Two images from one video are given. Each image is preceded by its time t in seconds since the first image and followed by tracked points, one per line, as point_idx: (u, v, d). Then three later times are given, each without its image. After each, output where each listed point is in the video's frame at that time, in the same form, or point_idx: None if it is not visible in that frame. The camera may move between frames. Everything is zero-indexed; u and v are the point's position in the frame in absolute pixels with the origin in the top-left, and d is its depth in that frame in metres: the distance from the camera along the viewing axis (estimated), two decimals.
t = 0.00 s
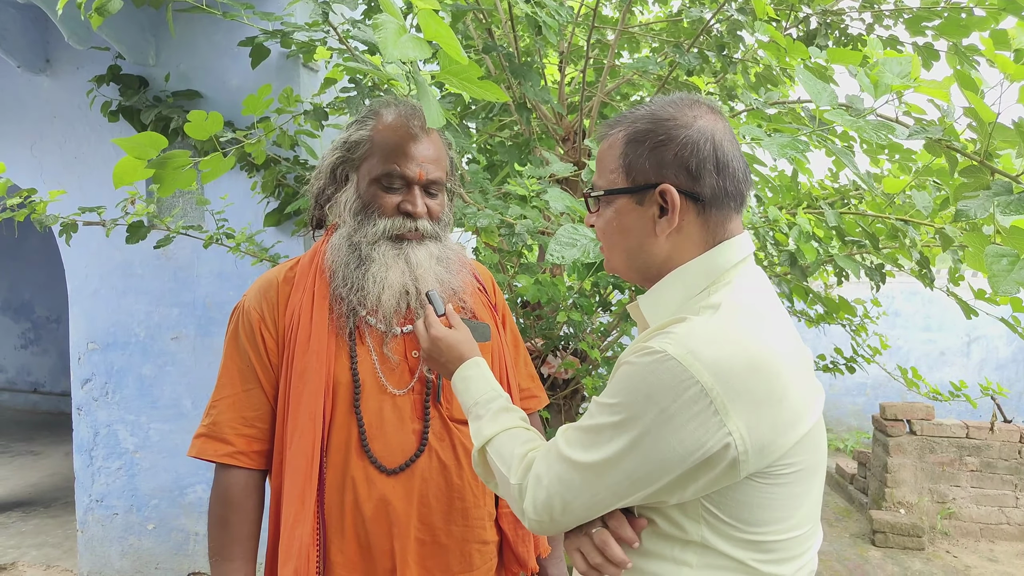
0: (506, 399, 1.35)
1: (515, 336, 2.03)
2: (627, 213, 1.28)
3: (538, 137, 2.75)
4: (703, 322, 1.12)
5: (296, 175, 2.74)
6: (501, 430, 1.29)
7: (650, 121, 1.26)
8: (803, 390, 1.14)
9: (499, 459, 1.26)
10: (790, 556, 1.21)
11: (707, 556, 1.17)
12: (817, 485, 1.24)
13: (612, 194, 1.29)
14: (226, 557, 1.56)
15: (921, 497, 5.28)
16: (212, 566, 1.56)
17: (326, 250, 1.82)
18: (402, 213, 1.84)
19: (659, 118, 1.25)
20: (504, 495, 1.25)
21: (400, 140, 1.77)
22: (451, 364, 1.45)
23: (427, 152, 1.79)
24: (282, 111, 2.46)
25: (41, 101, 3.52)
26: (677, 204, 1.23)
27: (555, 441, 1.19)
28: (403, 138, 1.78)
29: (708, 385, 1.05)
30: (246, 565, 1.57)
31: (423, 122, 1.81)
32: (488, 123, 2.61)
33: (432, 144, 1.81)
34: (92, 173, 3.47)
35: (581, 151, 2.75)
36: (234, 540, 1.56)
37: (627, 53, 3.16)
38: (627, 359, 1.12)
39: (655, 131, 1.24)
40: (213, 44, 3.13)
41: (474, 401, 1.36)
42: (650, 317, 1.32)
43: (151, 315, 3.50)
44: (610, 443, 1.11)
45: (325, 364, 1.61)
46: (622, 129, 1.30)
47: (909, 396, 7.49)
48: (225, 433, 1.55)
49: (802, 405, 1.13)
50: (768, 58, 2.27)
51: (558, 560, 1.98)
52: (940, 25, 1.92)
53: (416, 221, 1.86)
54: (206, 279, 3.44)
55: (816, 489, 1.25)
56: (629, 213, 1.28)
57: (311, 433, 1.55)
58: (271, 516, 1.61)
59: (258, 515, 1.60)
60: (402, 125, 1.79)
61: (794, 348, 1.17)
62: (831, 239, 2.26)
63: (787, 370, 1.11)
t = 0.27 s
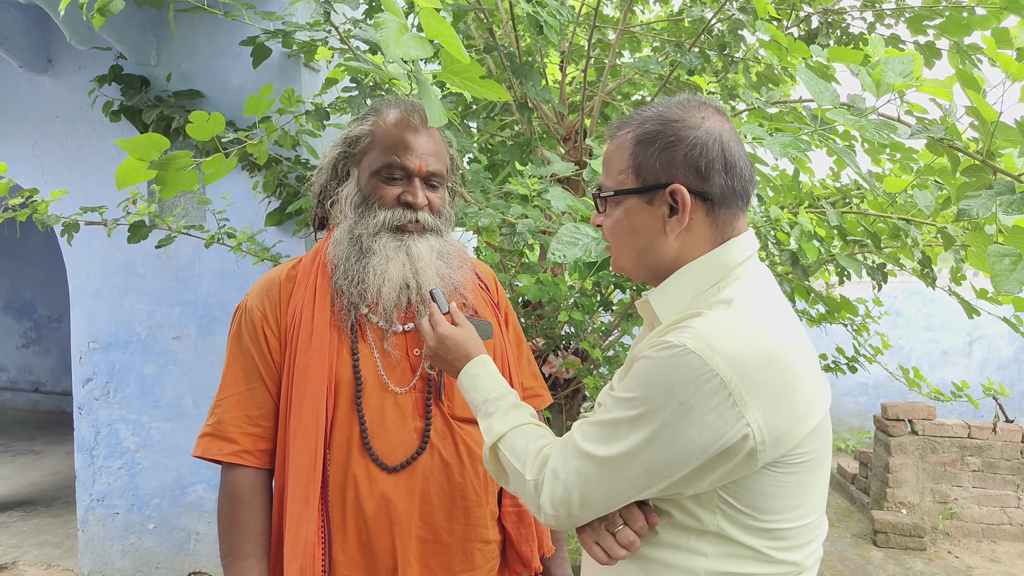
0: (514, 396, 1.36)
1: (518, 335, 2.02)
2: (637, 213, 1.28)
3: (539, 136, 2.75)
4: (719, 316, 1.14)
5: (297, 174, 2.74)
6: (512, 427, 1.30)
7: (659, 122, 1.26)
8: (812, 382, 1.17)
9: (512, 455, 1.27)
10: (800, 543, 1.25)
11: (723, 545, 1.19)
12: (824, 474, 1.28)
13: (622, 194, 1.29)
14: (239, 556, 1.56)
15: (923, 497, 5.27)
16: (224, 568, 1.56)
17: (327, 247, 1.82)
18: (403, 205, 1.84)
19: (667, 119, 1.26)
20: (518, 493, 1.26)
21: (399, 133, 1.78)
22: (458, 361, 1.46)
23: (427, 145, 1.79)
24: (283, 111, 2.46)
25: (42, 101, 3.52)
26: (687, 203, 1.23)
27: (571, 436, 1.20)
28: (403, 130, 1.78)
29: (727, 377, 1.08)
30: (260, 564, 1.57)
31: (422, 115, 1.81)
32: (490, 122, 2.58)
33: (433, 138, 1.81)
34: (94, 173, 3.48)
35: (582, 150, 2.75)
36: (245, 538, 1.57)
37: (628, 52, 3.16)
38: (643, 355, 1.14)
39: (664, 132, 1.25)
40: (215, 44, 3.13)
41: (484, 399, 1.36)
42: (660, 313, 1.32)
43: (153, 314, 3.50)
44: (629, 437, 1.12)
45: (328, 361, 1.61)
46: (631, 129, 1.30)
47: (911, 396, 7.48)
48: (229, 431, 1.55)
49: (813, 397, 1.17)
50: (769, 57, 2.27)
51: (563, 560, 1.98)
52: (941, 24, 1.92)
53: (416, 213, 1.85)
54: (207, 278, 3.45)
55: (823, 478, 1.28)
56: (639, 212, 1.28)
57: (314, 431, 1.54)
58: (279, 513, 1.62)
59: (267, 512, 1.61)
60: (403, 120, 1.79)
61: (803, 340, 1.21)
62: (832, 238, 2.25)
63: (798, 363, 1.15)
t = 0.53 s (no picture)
0: (519, 389, 1.36)
1: (521, 332, 2.02)
2: (644, 212, 1.28)
3: (540, 136, 2.75)
4: (727, 313, 1.15)
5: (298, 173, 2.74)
6: (517, 420, 1.29)
7: (667, 123, 1.26)
8: (817, 378, 1.19)
9: (518, 448, 1.26)
10: (804, 537, 1.26)
11: (728, 538, 1.20)
12: (828, 469, 1.29)
13: (629, 193, 1.29)
14: (238, 556, 1.55)
15: (924, 498, 5.26)
16: (223, 566, 1.55)
17: (329, 241, 1.82)
18: (403, 193, 1.84)
19: (675, 120, 1.26)
20: (524, 486, 1.26)
21: (399, 123, 1.78)
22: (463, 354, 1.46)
23: (426, 135, 1.80)
24: (284, 111, 2.46)
25: (44, 100, 3.52)
26: (695, 204, 1.24)
27: (576, 430, 1.20)
28: (402, 120, 1.79)
29: (735, 373, 1.09)
30: (259, 564, 1.57)
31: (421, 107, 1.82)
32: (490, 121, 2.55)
33: (432, 129, 1.82)
34: (95, 172, 3.48)
35: (583, 149, 2.74)
36: (246, 538, 1.56)
37: (629, 52, 3.16)
38: (651, 350, 1.14)
39: (672, 133, 1.25)
40: (216, 44, 3.13)
41: (489, 391, 1.36)
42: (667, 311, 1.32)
43: (153, 313, 3.50)
44: (636, 431, 1.13)
45: (330, 357, 1.61)
46: (638, 130, 1.30)
47: (912, 396, 7.47)
48: (231, 429, 1.54)
49: (819, 392, 1.18)
50: (771, 56, 2.27)
51: (566, 558, 1.98)
52: (943, 24, 1.92)
53: (416, 201, 1.85)
54: (208, 278, 3.45)
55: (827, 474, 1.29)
56: (646, 212, 1.28)
57: (317, 428, 1.54)
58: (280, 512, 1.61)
59: (268, 511, 1.60)
60: (402, 111, 1.80)
61: (807, 338, 1.22)
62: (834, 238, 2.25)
63: (803, 360, 1.16)
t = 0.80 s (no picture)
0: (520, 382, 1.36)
1: (521, 331, 2.02)
2: (646, 211, 1.28)
3: (540, 135, 2.75)
4: (726, 309, 1.15)
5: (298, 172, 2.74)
6: (518, 413, 1.29)
7: (669, 123, 1.26)
8: (815, 375, 1.19)
9: (518, 441, 1.26)
10: (800, 532, 1.26)
11: (725, 533, 1.20)
12: (825, 465, 1.29)
13: (631, 192, 1.29)
14: (237, 556, 1.55)
15: (924, 497, 5.27)
16: (221, 566, 1.55)
17: (331, 241, 1.81)
18: (408, 197, 1.83)
19: (677, 120, 1.25)
20: (524, 482, 1.26)
21: (402, 126, 1.77)
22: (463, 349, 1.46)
23: (428, 137, 1.79)
24: (284, 109, 2.45)
25: (43, 99, 3.52)
26: (696, 204, 1.24)
27: (576, 424, 1.20)
28: (405, 122, 1.78)
29: (734, 368, 1.09)
30: (256, 564, 1.56)
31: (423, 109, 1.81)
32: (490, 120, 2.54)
33: (435, 131, 1.81)
34: (95, 171, 3.48)
35: (584, 148, 2.74)
36: (245, 537, 1.56)
37: (629, 51, 3.16)
38: (651, 346, 1.14)
39: (674, 133, 1.25)
40: (215, 42, 3.12)
41: (489, 384, 1.36)
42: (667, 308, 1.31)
43: (153, 312, 3.50)
44: (635, 426, 1.13)
45: (332, 356, 1.60)
46: (640, 129, 1.30)
47: (912, 395, 7.48)
48: (231, 428, 1.54)
49: (818, 390, 1.18)
50: (772, 55, 2.27)
51: (568, 557, 1.98)
52: (944, 23, 1.91)
53: (421, 205, 1.85)
54: (208, 277, 3.44)
55: (824, 470, 1.29)
56: (648, 211, 1.28)
57: (318, 427, 1.54)
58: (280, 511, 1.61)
59: (268, 511, 1.60)
60: (405, 113, 1.79)
61: (805, 335, 1.23)
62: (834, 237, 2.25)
63: (802, 357, 1.16)
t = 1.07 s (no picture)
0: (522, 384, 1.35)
1: (521, 332, 2.02)
2: (647, 214, 1.28)
3: (541, 135, 2.75)
4: (729, 310, 1.15)
5: (299, 173, 2.74)
6: (521, 415, 1.29)
7: (669, 126, 1.25)
8: (816, 374, 1.19)
9: (522, 443, 1.26)
10: (802, 531, 1.26)
11: (727, 532, 1.20)
12: (826, 464, 1.29)
13: (632, 196, 1.29)
14: (243, 559, 1.55)
15: (925, 498, 5.27)
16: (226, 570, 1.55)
17: (332, 247, 1.81)
18: (410, 204, 1.83)
19: (677, 123, 1.25)
20: (529, 484, 1.25)
21: (404, 133, 1.76)
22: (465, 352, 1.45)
23: (430, 143, 1.78)
24: (285, 110, 2.45)
25: (44, 100, 3.52)
26: (697, 206, 1.24)
27: (580, 425, 1.20)
28: (407, 129, 1.77)
29: (737, 368, 1.09)
30: (262, 567, 1.57)
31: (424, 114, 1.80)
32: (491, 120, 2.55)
33: (436, 136, 1.80)
34: (95, 172, 3.48)
35: (584, 149, 2.74)
36: (249, 541, 1.56)
37: (630, 51, 3.16)
38: (655, 347, 1.14)
39: (674, 136, 1.24)
40: (216, 43, 3.12)
41: (491, 386, 1.36)
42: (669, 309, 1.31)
43: (154, 313, 3.50)
44: (639, 426, 1.12)
45: (334, 360, 1.60)
46: (640, 132, 1.29)
47: (913, 396, 7.47)
48: (233, 431, 1.54)
49: (818, 388, 1.18)
50: (772, 55, 2.27)
51: (569, 558, 1.98)
52: (945, 23, 1.91)
53: (423, 212, 1.85)
54: (208, 278, 3.44)
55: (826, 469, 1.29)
56: (649, 214, 1.28)
57: (321, 429, 1.54)
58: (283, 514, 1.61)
59: (272, 514, 1.60)
60: (406, 118, 1.78)
61: (807, 335, 1.22)
62: (835, 237, 2.26)
63: (804, 357, 1.16)
